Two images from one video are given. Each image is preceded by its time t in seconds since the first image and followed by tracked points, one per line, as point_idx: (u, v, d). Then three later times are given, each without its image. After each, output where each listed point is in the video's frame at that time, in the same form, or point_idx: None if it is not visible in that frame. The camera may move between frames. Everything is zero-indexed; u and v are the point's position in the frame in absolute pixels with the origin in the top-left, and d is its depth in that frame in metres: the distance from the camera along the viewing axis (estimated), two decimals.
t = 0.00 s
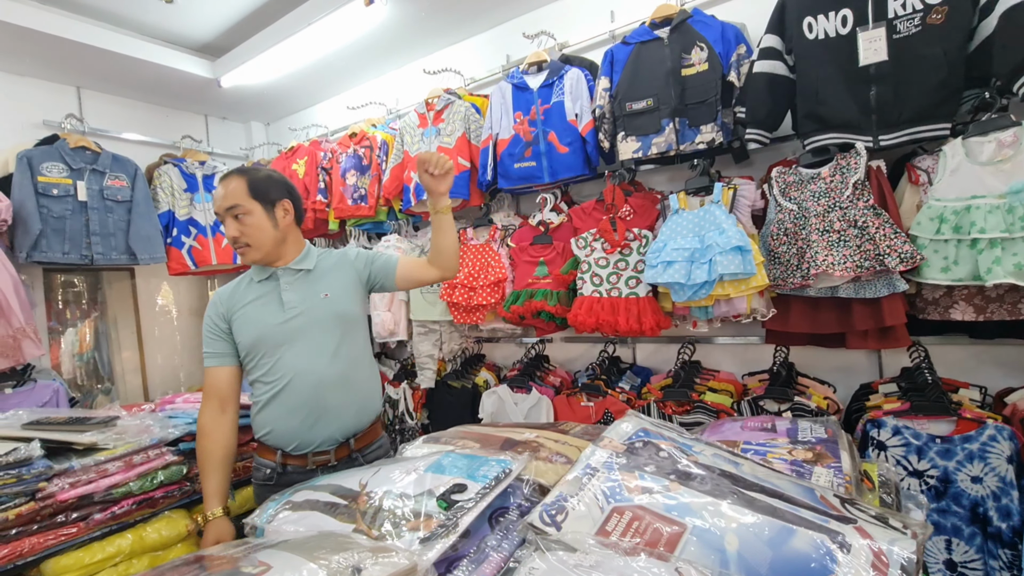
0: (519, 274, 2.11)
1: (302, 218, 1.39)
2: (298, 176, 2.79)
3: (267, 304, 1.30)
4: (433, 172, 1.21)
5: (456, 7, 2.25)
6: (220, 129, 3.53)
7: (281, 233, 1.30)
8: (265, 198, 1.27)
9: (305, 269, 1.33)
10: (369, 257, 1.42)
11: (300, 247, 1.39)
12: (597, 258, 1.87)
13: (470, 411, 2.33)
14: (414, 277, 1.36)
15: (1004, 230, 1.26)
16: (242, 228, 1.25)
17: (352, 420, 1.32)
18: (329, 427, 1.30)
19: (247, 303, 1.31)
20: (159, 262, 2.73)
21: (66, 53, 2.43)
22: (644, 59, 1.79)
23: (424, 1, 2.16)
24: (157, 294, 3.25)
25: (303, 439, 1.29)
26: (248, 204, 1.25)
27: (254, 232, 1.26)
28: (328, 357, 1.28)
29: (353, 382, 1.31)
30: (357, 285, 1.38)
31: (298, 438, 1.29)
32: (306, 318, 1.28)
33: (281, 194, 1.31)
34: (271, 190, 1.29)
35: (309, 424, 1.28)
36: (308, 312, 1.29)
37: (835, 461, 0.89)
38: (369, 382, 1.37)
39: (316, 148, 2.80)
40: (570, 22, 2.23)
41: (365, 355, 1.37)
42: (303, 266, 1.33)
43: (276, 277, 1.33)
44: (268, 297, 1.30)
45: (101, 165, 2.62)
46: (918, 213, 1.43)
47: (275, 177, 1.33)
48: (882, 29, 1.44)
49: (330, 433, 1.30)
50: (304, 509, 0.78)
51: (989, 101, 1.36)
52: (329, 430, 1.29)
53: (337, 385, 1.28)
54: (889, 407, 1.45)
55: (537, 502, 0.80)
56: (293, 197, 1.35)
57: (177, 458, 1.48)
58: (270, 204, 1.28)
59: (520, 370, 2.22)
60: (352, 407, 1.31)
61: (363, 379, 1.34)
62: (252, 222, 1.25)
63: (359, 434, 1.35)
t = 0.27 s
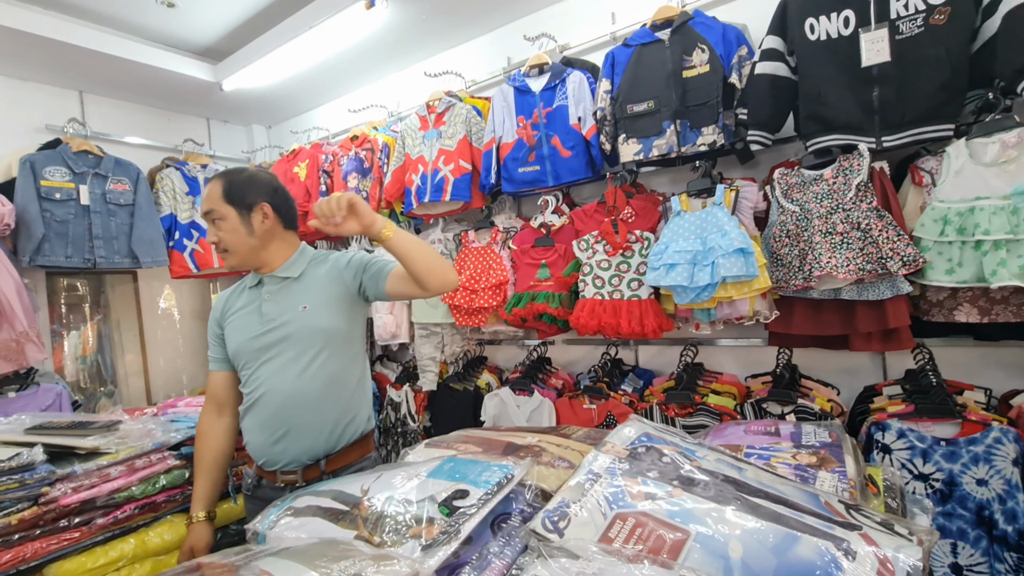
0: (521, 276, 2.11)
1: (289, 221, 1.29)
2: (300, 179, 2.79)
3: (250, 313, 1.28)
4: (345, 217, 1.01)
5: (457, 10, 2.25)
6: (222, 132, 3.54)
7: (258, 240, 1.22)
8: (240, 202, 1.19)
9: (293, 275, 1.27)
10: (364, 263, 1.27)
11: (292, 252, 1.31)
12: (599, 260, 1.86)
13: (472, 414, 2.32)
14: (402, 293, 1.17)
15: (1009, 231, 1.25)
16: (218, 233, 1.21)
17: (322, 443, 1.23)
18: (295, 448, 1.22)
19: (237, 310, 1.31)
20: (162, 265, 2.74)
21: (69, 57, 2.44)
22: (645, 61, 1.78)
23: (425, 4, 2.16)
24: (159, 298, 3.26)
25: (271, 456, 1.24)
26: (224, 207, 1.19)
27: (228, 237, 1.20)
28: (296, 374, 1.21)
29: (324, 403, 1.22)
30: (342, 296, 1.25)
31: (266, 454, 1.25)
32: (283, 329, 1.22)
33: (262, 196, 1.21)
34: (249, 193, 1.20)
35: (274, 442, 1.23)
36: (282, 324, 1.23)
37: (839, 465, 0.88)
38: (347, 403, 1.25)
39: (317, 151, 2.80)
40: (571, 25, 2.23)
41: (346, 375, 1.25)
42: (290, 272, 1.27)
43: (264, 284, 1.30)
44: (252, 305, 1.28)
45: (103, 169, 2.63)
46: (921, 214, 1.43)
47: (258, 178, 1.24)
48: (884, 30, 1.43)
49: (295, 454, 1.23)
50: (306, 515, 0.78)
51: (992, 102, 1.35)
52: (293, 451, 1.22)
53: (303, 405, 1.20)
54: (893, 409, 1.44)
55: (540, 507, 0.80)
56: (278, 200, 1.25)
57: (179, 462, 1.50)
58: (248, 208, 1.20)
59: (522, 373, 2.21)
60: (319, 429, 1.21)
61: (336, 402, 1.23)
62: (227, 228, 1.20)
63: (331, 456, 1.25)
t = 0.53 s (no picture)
0: (524, 278, 2.11)
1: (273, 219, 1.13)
2: (303, 181, 2.80)
3: (233, 314, 1.24)
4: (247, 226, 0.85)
5: (459, 12, 2.25)
6: (225, 134, 3.55)
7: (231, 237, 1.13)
8: (213, 195, 1.09)
9: (268, 276, 1.18)
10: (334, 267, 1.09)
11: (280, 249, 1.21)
12: (601, 262, 1.86)
13: (474, 415, 2.32)
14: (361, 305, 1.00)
15: (1014, 233, 1.24)
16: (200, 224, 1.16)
17: (275, 465, 1.13)
18: (251, 465, 1.15)
19: (228, 309, 1.29)
20: (165, 266, 2.75)
21: (73, 59, 2.45)
22: (648, 62, 1.78)
23: (428, 6, 2.16)
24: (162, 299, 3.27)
25: (233, 468, 1.20)
26: (201, 199, 1.10)
27: (205, 231, 1.15)
28: (253, 387, 1.13)
29: (277, 424, 1.11)
30: (305, 305, 1.10)
31: (231, 465, 1.21)
32: (248, 337, 1.15)
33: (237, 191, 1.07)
34: (223, 185, 1.08)
35: (234, 455, 1.17)
36: (248, 330, 1.16)
37: (843, 469, 0.88)
38: (307, 424, 1.12)
39: (320, 153, 2.81)
40: (574, 27, 2.23)
41: (304, 393, 1.12)
42: (267, 273, 1.19)
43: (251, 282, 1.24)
44: (236, 306, 1.24)
45: (107, 171, 2.64)
46: (925, 217, 1.42)
47: (239, 167, 1.10)
48: (888, 32, 1.43)
49: (250, 472, 1.16)
50: (309, 519, 0.78)
51: (997, 104, 1.35)
52: (248, 469, 1.15)
53: (256, 421, 1.12)
54: (897, 412, 1.44)
55: (543, 511, 0.80)
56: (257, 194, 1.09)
57: (183, 464, 1.51)
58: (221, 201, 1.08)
59: (524, 374, 2.21)
60: (270, 452, 1.12)
61: (289, 422, 1.11)
62: (205, 222, 1.14)
63: (291, 481, 1.16)
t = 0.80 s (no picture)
0: (527, 278, 2.11)
1: (247, 212, 1.06)
2: (306, 181, 2.80)
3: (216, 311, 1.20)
4: (105, 252, 0.85)
5: (462, 12, 2.26)
6: (229, 134, 3.57)
7: (208, 230, 1.09)
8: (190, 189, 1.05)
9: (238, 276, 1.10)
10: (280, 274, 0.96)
11: (262, 241, 1.09)
12: (604, 262, 1.86)
13: (476, 416, 2.32)
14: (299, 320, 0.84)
15: (1018, 234, 1.24)
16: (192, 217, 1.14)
17: (225, 480, 1.09)
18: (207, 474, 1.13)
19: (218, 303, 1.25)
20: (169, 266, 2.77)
21: (78, 60, 2.47)
22: (651, 63, 1.79)
23: (431, 6, 2.17)
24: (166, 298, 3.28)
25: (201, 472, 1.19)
26: (181, 189, 1.07)
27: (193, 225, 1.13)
28: (213, 395, 1.10)
29: (227, 438, 1.07)
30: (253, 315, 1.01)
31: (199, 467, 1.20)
32: (213, 339, 1.11)
33: (205, 183, 1.02)
34: (194, 177, 1.03)
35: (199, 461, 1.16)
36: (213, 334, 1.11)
37: (846, 469, 0.88)
38: (258, 441, 1.06)
39: (323, 153, 2.82)
40: (577, 27, 2.23)
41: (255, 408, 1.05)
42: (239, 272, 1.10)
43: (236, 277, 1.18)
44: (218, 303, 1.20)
45: (111, 171, 2.65)
46: (928, 217, 1.42)
47: (210, 157, 1.04)
48: (891, 32, 1.43)
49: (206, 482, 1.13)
50: (314, 516, 0.78)
51: (1000, 105, 1.35)
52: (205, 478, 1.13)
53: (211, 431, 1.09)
54: (900, 413, 1.44)
55: (547, 510, 0.80)
56: (227, 188, 1.03)
57: (186, 462, 1.51)
58: (194, 193, 1.04)
59: (527, 374, 2.21)
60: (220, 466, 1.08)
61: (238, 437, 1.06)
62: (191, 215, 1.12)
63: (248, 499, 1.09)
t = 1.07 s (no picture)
0: (526, 278, 2.11)
1: (202, 205, 1.04)
2: (305, 181, 2.80)
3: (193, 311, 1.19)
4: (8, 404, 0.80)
5: (462, 12, 2.26)
6: (229, 135, 3.57)
7: (178, 230, 1.10)
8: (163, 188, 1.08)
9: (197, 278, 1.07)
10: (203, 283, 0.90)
11: (218, 240, 1.05)
12: (604, 262, 1.86)
13: (476, 416, 2.32)
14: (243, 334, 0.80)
15: (1019, 232, 1.23)
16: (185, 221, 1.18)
17: (165, 486, 1.08)
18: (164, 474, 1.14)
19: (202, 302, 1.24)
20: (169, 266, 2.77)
21: (77, 61, 2.47)
22: (651, 62, 1.78)
23: (430, 6, 2.17)
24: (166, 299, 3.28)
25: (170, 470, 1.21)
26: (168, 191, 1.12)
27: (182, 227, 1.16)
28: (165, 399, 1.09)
29: (168, 444, 1.06)
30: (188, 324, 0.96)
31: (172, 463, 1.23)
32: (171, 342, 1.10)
33: (167, 180, 1.04)
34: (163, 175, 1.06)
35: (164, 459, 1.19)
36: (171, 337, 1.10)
37: (847, 469, 0.87)
38: (191, 451, 1.03)
39: (322, 154, 2.82)
40: (577, 27, 2.23)
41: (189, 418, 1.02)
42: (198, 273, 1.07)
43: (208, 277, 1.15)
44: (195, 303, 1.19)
45: (111, 172, 2.65)
46: (929, 216, 1.42)
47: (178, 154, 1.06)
48: (891, 31, 1.42)
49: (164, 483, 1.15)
50: (311, 517, 0.78)
51: (1001, 103, 1.34)
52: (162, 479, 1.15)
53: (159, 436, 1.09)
54: (902, 413, 1.43)
55: (546, 510, 0.79)
56: (184, 184, 1.03)
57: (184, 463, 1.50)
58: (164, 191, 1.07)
59: (527, 375, 2.20)
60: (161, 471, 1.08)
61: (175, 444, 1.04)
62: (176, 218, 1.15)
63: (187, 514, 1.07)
